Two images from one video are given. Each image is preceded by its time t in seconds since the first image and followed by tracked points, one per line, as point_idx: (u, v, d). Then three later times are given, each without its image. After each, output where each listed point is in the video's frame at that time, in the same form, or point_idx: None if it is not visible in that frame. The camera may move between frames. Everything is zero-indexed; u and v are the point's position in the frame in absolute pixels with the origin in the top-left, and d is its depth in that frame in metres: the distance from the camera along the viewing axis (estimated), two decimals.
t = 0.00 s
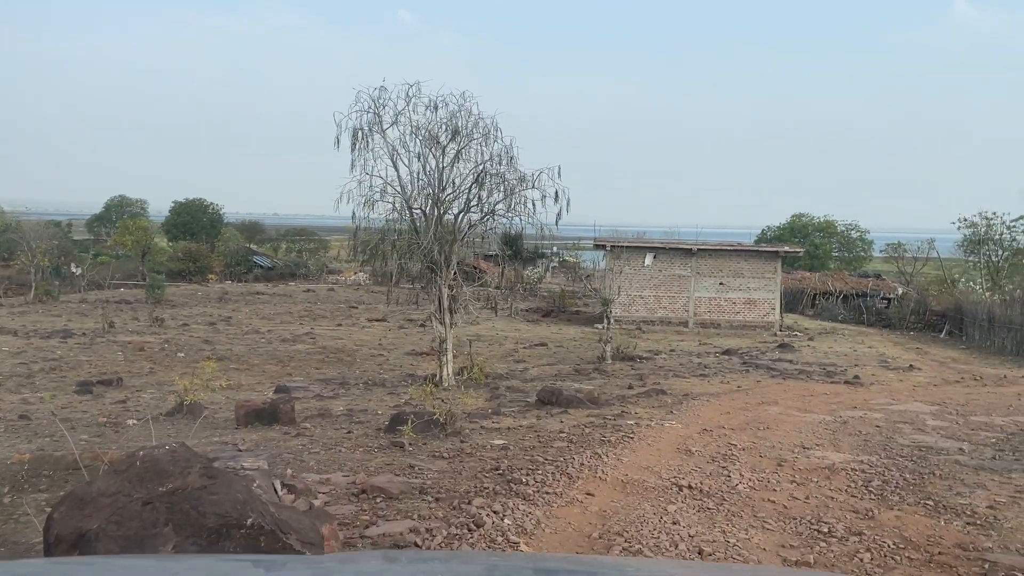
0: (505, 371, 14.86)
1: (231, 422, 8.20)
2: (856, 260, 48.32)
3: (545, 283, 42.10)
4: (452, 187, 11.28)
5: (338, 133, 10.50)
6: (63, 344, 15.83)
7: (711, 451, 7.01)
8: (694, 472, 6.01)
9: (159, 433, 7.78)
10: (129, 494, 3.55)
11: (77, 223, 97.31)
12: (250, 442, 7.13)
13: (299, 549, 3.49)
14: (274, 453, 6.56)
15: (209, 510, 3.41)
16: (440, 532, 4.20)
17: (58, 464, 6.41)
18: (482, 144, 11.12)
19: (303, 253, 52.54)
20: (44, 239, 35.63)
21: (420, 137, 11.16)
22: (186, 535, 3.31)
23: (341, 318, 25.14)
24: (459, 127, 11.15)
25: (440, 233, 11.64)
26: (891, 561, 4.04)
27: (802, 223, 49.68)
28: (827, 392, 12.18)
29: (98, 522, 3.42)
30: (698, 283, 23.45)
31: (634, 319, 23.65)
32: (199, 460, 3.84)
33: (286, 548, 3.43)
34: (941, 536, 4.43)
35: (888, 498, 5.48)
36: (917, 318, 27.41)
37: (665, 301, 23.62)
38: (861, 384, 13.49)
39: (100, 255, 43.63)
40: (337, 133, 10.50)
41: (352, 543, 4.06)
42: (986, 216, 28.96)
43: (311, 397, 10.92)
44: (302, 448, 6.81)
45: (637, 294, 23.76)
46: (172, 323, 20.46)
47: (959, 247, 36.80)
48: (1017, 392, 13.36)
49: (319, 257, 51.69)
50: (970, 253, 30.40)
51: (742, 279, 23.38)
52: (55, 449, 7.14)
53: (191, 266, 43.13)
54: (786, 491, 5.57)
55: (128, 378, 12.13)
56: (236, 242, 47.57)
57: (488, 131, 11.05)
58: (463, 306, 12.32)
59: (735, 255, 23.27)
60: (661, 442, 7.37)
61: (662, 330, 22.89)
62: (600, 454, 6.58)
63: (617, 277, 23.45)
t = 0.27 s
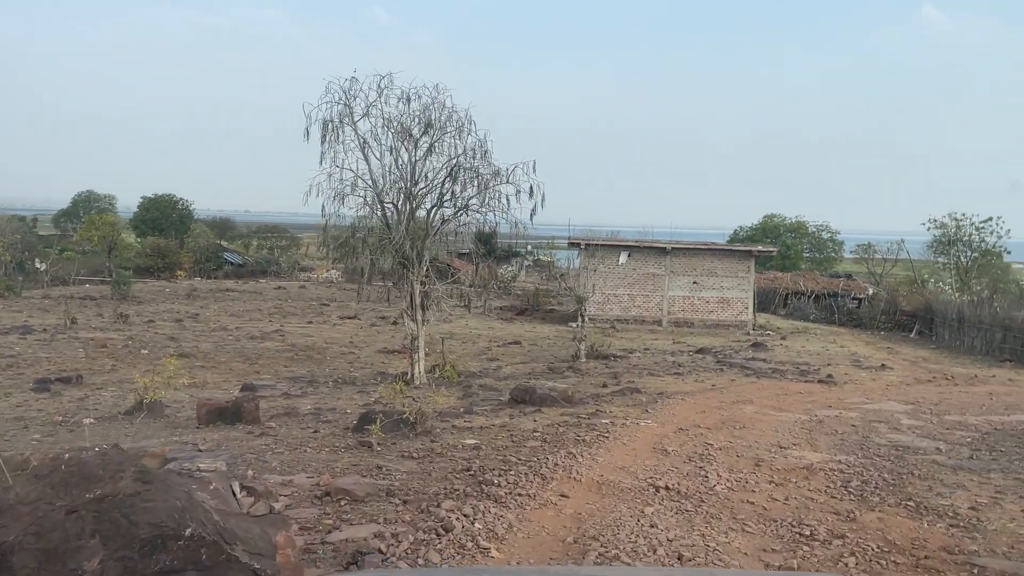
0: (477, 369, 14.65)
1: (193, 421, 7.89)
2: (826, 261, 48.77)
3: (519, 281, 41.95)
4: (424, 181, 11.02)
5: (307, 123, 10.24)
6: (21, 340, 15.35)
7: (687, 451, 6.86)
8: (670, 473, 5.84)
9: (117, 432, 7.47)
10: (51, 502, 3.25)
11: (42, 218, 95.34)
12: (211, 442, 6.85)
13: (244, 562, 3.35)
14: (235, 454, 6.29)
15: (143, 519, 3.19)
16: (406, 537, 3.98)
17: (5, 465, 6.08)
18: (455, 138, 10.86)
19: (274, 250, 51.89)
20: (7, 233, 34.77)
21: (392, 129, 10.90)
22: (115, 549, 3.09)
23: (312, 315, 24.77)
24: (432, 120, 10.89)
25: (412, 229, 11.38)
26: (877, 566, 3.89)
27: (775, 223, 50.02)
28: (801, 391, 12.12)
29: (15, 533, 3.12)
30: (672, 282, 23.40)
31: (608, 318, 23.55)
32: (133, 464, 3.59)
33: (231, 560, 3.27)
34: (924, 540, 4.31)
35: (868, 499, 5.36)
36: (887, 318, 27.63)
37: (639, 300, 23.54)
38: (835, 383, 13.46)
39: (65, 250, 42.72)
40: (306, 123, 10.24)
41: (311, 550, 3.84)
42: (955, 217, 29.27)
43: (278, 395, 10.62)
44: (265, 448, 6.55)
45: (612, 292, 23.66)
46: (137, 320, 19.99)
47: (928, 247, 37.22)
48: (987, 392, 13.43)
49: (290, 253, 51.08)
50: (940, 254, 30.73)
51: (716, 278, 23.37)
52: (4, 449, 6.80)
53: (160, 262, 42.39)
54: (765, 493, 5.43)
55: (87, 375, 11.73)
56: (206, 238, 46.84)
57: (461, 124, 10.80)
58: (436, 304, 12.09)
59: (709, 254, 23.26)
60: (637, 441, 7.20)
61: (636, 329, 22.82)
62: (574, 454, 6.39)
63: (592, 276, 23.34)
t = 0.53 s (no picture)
0: (447, 371, 14.44)
1: (146, 425, 7.63)
2: (798, 263, 49.16)
3: (493, 282, 41.76)
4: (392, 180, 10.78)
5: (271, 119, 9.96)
6: None
7: (655, 456, 6.72)
8: (637, 480, 5.69)
9: (65, 437, 7.19)
10: None
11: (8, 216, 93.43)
12: (163, 448, 6.60)
13: None
14: (186, 461, 6.05)
15: (30, 550, 3.08)
16: (355, 553, 3.78)
17: None
18: (424, 136, 10.64)
19: (246, 249, 51.22)
20: None
21: (359, 126, 10.66)
22: None
23: (281, 315, 24.41)
24: (400, 117, 10.67)
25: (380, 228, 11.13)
26: None
27: (748, 225, 50.29)
28: (771, 393, 12.06)
29: None
30: (645, 283, 23.36)
31: (580, 319, 23.45)
32: (20, 485, 3.55)
33: None
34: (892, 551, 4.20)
35: (837, 507, 5.25)
36: (858, 320, 27.83)
37: (612, 301, 23.47)
38: (806, 386, 13.43)
39: (30, 248, 41.82)
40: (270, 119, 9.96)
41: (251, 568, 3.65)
42: (924, 221, 29.54)
43: (239, 399, 10.36)
44: (219, 455, 6.31)
45: (585, 293, 23.55)
46: (100, 320, 19.52)
47: (898, 250, 37.60)
48: (955, 394, 13.48)
49: (262, 252, 50.46)
50: (910, 257, 31.01)
51: (688, 279, 23.36)
52: None
53: (127, 261, 41.65)
54: (732, 500, 5.30)
55: (42, 377, 11.37)
56: (175, 237, 46.11)
57: (430, 121, 10.59)
58: (404, 304, 11.85)
59: (681, 255, 23.24)
60: (604, 446, 7.05)
61: (608, 330, 22.74)
62: (540, 460, 6.21)
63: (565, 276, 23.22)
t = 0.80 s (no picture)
0: (420, 372, 14.21)
1: (103, 429, 7.33)
2: (773, 265, 49.46)
3: (469, 283, 41.53)
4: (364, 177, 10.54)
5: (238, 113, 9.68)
6: None
7: (630, 460, 6.56)
8: (611, 486, 5.52)
9: (18, 441, 6.88)
10: None
11: None
12: (118, 453, 6.32)
13: None
14: (141, 467, 5.78)
15: None
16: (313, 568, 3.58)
17: None
18: (397, 132, 10.42)
19: (219, 248, 50.54)
20: None
21: (330, 122, 10.41)
22: None
23: (253, 316, 24.01)
24: (372, 113, 10.44)
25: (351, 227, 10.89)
26: None
27: (724, 228, 50.48)
28: (747, 395, 11.97)
29: None
30: (621, 285, 23.26)
31: (556, 321, 23.30)
32: None
33: None
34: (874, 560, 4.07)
35: (815, 514, 5.11)
36: (832, 322, 27.95)
37: (588, 302, 23.34)
38: (782, 388, 13.36)
39: None
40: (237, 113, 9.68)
41: None
42: (898, 224, 29.75)
43: (204, 401, 10.07)
44: (177, 461, 6.05)
45: (561, 294, 23.39)
46: (65, 320, 19.04)
47: (872, 253, 37.89)
48: (929, 397, 13.49)
49: (235, 252, 49.82)
50: (883, 259, 31.22)
51: (664, 281, 23.30)
52: None
53: (97, 260, 40.87)
54: (709, 507, 5.15)
55: None
56: (147, 236, 45.36)
57: (403, 117, 10.37)
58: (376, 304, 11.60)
59: (658, 256, 23.18)
60: (578, 450, 6.88)
61: (584, 332, 22.61)
62: (511, 465, 6.02)
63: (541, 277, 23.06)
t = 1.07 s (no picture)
0: (398, 374, 13.96)
1: (64, 433, 7.04)
2: (752, 267, 49.66)
3: (449, 284, 41.27)
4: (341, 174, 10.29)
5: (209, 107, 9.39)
6: None
7: (611, 465, 6.38)
8: (592, 492, 5.34)
9: None
10: None
11: None
12: (78, 459, 6.05)
13: None
14: (101, 474, 5.52)
15: None
16: None
17: None
18: (373, 128, 10.18)
19: (195, 248, 49.88)
20: None
21: (304, 118, 10.14)
22: None
23: (228, 317, 23.62)
24: (348, 109, 10.19)
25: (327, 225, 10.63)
26: None
27: (702, 230, 50.61)
28: (729, 397, 11.86)
29: None
30: (601, 286, 23.13)
31: (536, 322, 23.12)
32: None
33: None
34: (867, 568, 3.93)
35: (803, 521, 4.96)
36: (811, 324, 28.02)
37: (568, 304, 23.19)
38: (762, 390, 13.27)
39: None
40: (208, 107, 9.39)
41: None
42: (876, 226, 29.91)
43: (173, 404, 9.78)
44: (139, 467, 5.77)
45: (541, 295, 23.20)
46: (32, 320, 18.58)
47: (849, 255, 38.13)
48: (908, 399, 13.47)
49: (211, 252, 49.19)
50: (861, 262, 31.37)
51: (644, 282, 23.20)
52: None
53: (69, 259, 40.11)
54: (693, 514, 4.98)
55: None
56: (120, 235, 44.64)
57: (379, 113, 10.14)
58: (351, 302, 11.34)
59: (638, 258, 23.08)
60: (558, 454, 6.69)
61: (564, 333, 22.45)
62: (489, 470, 5.82)
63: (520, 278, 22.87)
